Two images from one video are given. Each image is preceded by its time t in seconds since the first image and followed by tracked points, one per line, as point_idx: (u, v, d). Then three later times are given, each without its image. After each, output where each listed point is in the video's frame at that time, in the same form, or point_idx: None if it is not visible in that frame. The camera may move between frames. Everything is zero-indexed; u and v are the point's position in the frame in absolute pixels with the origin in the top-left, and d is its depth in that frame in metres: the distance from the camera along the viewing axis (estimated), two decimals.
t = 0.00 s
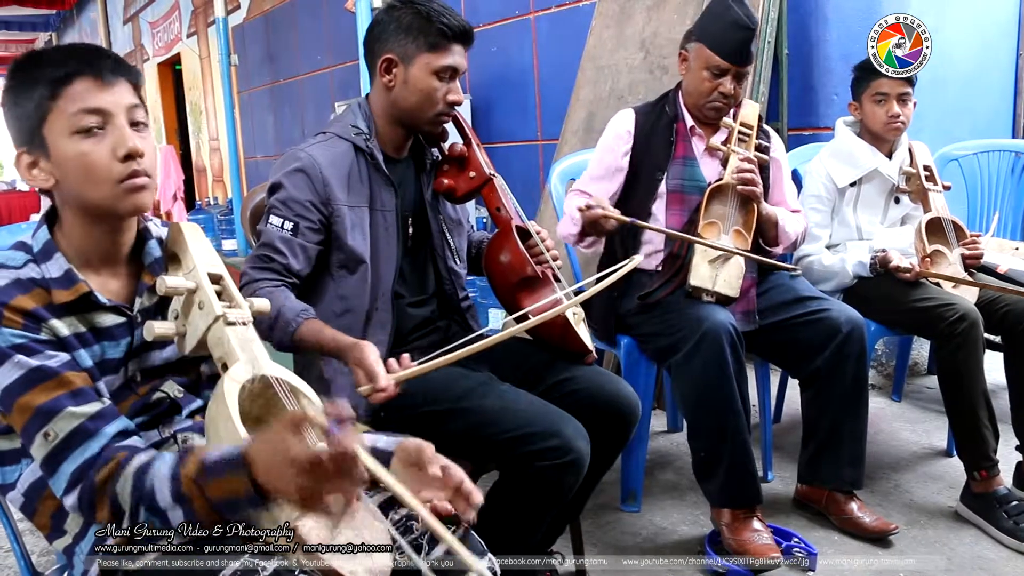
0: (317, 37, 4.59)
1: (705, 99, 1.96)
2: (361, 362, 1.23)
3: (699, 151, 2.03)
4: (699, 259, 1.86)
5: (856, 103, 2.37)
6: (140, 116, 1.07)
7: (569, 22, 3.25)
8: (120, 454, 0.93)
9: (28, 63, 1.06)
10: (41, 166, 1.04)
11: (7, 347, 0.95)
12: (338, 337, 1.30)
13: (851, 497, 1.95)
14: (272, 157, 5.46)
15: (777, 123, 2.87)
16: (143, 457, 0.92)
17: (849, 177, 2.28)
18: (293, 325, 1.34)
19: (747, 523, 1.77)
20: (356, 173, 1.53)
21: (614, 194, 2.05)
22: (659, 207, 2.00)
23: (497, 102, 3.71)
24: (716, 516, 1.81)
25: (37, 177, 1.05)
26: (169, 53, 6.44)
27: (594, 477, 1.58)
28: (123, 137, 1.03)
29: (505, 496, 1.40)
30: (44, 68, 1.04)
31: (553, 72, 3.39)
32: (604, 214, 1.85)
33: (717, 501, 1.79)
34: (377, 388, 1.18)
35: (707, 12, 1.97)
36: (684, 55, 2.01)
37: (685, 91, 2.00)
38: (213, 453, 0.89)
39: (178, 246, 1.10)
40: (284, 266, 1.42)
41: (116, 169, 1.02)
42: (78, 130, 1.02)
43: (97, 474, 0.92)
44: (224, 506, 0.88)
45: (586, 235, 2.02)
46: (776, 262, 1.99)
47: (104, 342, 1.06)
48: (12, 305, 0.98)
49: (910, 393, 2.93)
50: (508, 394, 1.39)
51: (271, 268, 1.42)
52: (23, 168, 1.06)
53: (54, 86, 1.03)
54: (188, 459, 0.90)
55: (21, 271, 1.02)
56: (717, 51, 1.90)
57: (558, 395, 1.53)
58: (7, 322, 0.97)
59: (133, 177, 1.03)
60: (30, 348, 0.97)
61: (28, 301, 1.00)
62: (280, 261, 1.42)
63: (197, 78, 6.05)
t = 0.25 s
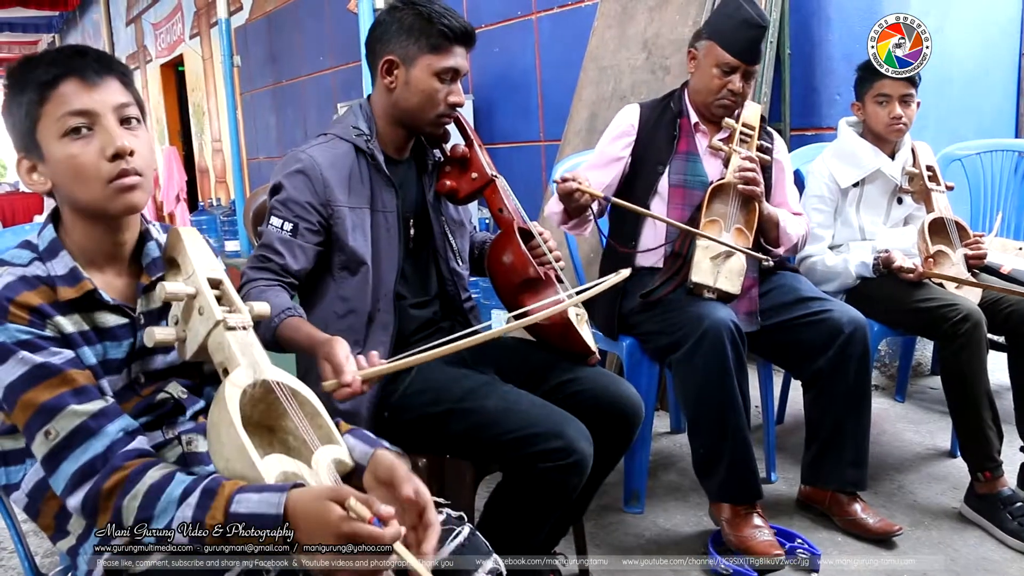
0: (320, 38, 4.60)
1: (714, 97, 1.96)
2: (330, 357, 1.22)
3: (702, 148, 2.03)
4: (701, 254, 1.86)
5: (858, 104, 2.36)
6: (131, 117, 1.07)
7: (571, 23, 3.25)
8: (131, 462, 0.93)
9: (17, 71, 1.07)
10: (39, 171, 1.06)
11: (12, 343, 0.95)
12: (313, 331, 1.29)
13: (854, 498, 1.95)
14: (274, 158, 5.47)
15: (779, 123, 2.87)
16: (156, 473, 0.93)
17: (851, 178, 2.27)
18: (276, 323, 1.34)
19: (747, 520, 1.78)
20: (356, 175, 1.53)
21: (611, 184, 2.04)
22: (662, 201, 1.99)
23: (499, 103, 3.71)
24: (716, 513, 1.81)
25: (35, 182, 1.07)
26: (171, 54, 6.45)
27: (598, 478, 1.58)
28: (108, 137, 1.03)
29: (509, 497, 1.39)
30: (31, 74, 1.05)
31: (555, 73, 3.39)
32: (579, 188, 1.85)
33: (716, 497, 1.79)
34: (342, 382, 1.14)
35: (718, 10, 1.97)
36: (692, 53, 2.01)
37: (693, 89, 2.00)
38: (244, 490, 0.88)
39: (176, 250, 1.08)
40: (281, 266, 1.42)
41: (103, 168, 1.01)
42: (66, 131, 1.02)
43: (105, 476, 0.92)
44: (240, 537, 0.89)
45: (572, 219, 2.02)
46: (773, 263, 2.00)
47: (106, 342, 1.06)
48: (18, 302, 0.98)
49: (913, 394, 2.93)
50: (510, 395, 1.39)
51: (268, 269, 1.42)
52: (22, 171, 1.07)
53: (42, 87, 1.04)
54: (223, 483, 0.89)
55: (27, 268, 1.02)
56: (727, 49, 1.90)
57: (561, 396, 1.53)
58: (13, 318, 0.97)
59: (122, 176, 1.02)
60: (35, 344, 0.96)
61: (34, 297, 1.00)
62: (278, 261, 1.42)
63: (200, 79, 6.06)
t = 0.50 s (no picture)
0: (325, 41, 4.61)
1: (727, 99, 1.95)
2: (330, 362, 1.22)
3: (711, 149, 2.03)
4: (706, 251, 1.86)
5: (864, 106, 2.35)
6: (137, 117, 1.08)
7: (576, 25, 3.25)
8: (135, 467, 0.94)
9: (22, 74, 1.07)
10: (43, 169, 1.05)
11: (9, 351, 0.95)
12: (318, 335, 1.30)
13: (860, 501, 1.94)
14: (278, 161, 5.48)
15: (784, 126, 2.87)
16: (162, 477, 0.94)
17: (857, 180, 2.27)
18: (282, 327, 1.35)
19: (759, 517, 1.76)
20: (361, 178, 1.53)
21: (619, 179, 2.04)
22: (669, 198, 1.99)
23: (503, 106, 3.72)
24: (726, 506, 1.80)
25: (36, 179, 1.06)
26: (176, 57, 6.46)
27: (603, 481, 1.57)
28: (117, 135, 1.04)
29: (515, 500, 1.39)
30: (36, 75, 1.05)
31: (559, 75, 3.39)
32: (575, 176, 1.84)
33: (727, 494, 1.78)
34: (338, 387, 1.15)
35: (735, 14, 1.97)
36: (705, 56, 2.00)
37: (705, 91, 1.99)
38: (248, 500, 0.88)
39: (179, 259, 1.08)
40: (287, 271, 1.42)
41: (115, 166, 1.02)
42: (77, 126, 1.02)
43: (107, 481, 0.92)
44: (242, 548, 0.89)
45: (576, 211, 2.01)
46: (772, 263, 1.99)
47: (105, 348, 1.06)
48: (15, 309, 0.98)
49: (919, 396, 2.92)
50: (515, 398, 1.39)
51: (275, 273, 1.42)
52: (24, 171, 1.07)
53: (50, 85, 1.04)
54: (226, 495, 0.90)
55: (24, 275, 1.03)
56: (744, 53, 1.90)
57: (566, 399, 1.53)
58: (10, 326, 0.97)
59: (132, 172, 1.03)
60: (32, 351, 0.97)
61: (31, 304, 1.00)
62: (284, 266, 1.42)
63: (205, 82, 6.08)
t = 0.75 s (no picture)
0: (328, 41, 4.61)
1: (740, 103, 1.95)
2: (375, 358, 1.24)
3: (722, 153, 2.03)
4: (715, 262, 1.86)
5: (868, 106, 2.34)
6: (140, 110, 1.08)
7: (579, 26, 3.25)
8: (137, 471, 0.94)
9: (25, 74, 1.06)
10: (46, 166, 1.04)
11: (12, 349, 0.96)
12: (351, 334, 1.30)
13: (863, 504, 1.94)
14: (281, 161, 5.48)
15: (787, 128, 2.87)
16: (163, 483, 0.93)
17: (860, 182, 2.26)
18: (308, 330, 1.34)
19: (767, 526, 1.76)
20: (365, 180, 1.53)
21: (631, 183, 2.03)
22: (680, 203, 1.99)
23: (507, 107, 3.72)
24: (733, 519, 1.80)
25: (40, 177, 1.05)
26: (180, 57, 6.47)
27: (606, 482, 1.57)
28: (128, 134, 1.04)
29: (519, 502, 1.39)
30: (42, 74, 1.05)
31: (563, 76, 3.39)
32: (602, 195, 1.85)
33: (734, 504, 1.78)
34: (390, 380, 1.17)
35: (750, 14, 1.96)
36: (718, 58, 1.99)
37: (717, 93, 1.99)
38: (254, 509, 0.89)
39: (180, 259, 1.07)
40: (299, 275, 1.42)
41: (122, 166, 1.03)
42: (87, 127, 1.03)
43: (111, 482, 0.93)
44: (240, 548, 0.87)
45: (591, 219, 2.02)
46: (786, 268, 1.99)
47: (108, 346, 1.06)
48: (17, 307, 0.98)
49: (922, 399, 2.92)
50: (519, 399, 1.39)
51: (286, 279, 1.42)
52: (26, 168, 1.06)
53: (59, 83, 1.04)
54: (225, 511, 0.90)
55: (27, 274, 1.03)
56: (756, 55, 1.89)
57: (569, 400, 1.53)
58: (13, 324, 0.97)
59: (139, 172, 1.04)
60: (35, 350, 0.97)
61: (34, 302, 1.00)
62: (295, 271, 1.42)
63: (208, 82, 6.08)
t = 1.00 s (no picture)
0: (329, 45, 4.62)
1: (749, 108, 1.95)
2: (420, 351, 1.27)
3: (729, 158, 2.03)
4: (719, 264, 1.87)
5: (870, 110, 2.34)
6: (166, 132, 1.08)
7: (580, 30, 3.26)
8: (129, 474, 0.94)
9: (68, 70, 1.06)
10: (61, 162, 1.04)
11: (14, 347, 0.96)
12: (388, 333, 1.33)
13: (864, 507, 1.94)
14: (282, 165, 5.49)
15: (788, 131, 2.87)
16: (155, 484, 0.93)
17: (861, 186, 2.26)
18: (340, 337, 1.36)
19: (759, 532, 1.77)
20: (367, 185, 1.54)
21: (641, 186, 2.03)
22: (686, 207, 1.99)
23: (507, 111, 3.72)
24: (728, 522, 1.80)
25: (53, 173, 1.05)
26: (181, 61, 6.48)
27: (607, 486, 1.57)
28: (152, 159, 1.04)
29: (520, 504, 1.39)
30: (86, 77, 1.04)
31: (564, 80, 3.40)
32: (619, 199, 1.86)
33: (731, 506, 1.78)
34: (441, 369, 1.22)
35: (759, 20, 1.96)
36: (726, 63, 1.98)
37: (726, 98, 1.98)
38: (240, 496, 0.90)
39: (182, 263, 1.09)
40: (315, 285, 1.43)
41: (133, 188, 1.03)
42: (108, 144, 1.02)
43: (105, 487, 0.93)
44: (241, 548, 0.87)
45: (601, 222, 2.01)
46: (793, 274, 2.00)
47: (111, 344, 1.06)
48: (20, 304, 0.99)
49: (923, 402, 2.91)
50: (521, 403, 1.39)
51: (303, 288, 1.42)
52: (40, 159, 1.05)
53: (94, 93, 1.03)
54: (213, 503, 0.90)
55: (30, 272, 1.03)
56: (766, 61, 1.89)
57: (571, 404, 1.53)
58: (15, 321, 0.98)
59: (144, 199, 1.05)
60: (36, 348, 0.97)
61: (36, 300, 1.00)
62: (311, 280, 1.42)
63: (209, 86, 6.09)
